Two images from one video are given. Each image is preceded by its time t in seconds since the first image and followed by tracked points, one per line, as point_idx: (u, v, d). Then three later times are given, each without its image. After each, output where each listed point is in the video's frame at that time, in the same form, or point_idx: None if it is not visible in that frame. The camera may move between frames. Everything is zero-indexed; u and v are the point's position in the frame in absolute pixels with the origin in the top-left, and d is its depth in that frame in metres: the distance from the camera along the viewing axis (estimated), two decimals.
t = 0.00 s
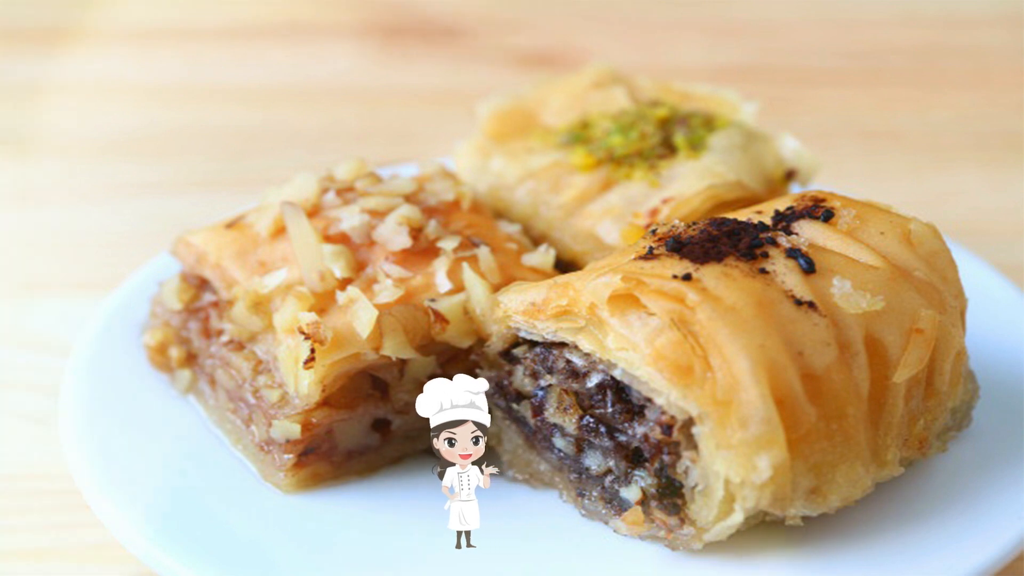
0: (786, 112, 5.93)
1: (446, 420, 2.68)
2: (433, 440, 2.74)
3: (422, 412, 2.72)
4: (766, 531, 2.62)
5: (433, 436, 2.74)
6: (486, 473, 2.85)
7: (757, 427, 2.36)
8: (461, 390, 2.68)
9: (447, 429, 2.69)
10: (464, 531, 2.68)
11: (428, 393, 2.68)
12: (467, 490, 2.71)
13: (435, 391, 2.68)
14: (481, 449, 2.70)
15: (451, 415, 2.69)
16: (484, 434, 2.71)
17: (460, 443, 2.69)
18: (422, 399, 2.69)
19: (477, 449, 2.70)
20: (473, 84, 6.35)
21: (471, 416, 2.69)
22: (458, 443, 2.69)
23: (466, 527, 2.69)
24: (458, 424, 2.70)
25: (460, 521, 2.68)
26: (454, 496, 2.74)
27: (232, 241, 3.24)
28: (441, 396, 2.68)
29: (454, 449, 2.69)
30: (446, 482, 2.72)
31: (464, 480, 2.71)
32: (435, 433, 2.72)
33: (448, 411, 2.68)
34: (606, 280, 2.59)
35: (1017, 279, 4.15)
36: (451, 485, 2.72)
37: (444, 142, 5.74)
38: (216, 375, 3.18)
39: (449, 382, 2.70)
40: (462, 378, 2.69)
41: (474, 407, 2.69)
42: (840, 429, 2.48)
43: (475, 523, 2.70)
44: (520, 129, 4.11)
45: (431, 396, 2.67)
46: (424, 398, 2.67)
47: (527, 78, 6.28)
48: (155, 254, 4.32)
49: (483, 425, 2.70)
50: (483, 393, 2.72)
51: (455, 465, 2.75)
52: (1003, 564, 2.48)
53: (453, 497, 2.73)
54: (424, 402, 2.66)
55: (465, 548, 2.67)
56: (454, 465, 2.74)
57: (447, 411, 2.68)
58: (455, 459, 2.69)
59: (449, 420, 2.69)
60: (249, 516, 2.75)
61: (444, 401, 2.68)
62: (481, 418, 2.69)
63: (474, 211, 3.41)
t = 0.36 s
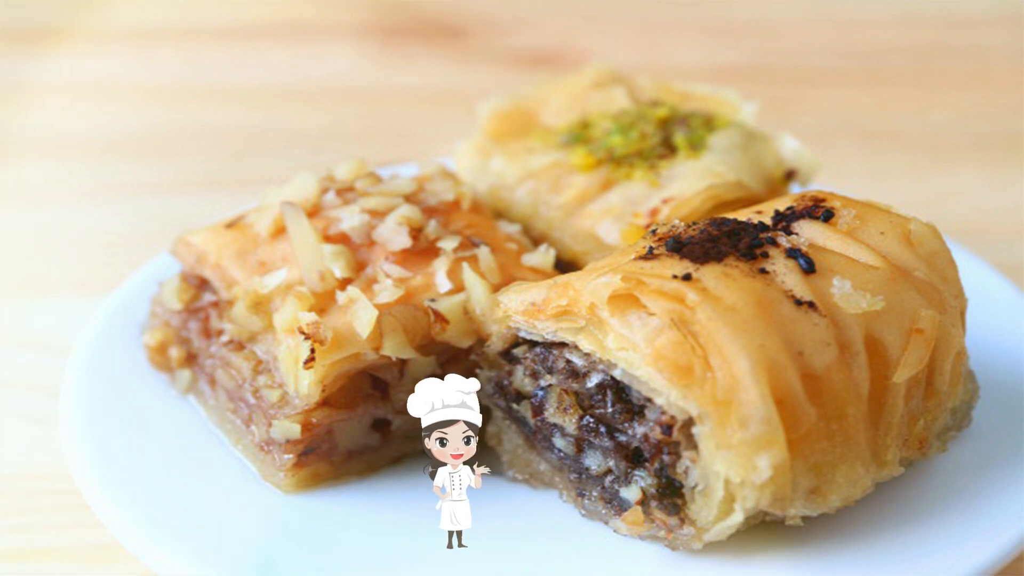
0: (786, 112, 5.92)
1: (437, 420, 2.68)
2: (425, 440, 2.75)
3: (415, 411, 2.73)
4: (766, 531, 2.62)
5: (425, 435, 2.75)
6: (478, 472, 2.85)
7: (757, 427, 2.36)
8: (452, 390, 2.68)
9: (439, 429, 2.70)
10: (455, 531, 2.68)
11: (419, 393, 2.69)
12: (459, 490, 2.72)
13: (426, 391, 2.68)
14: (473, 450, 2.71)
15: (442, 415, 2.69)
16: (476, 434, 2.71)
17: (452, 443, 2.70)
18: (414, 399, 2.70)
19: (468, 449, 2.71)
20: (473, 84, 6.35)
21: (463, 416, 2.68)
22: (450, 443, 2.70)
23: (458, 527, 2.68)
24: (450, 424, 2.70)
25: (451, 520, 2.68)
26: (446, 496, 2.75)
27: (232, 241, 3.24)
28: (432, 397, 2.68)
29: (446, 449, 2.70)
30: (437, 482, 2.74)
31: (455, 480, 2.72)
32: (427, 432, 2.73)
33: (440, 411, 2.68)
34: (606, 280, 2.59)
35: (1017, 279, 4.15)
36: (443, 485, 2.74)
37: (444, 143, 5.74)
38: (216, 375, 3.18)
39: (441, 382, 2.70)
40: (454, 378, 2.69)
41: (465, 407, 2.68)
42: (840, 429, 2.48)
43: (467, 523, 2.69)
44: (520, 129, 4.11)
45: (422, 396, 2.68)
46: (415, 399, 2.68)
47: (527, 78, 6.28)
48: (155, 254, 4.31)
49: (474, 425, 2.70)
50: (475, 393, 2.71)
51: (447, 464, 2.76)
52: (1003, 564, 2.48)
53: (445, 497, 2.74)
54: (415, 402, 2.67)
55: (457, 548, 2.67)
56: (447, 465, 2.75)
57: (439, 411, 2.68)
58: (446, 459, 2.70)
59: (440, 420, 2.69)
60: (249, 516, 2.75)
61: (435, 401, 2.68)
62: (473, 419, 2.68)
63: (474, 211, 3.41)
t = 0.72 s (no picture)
0: (786, 113, 5.93)
1: (428, 420, 2.69)
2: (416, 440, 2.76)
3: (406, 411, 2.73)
4: (766, 531, 2.62)
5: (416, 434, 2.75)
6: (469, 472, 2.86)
7: (757, 426, 2.36)
8: (444, 390, 2.69)
9: (430, 429, 2.70)
10: (447, 531, 2.69)
11: (411, 393, 2.69)
12: (450, 490, 2.74)
13: (418, 391, 2.68)
14: (464, 449, 2.71)
15: (433, 415, 2.70)
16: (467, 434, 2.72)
17: (443, 443, 2.70)
18: (405, 399, 2.70)
19: (459, 449, 2.71)
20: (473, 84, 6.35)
21: (454, 416, 2.70)
22: (441, 443, 2.71)
23: (449, 527, 2.70)
24: (441, 424, 2.71)
25: (443, 520, 2.70)
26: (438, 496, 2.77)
27: (232, 241, 3.24)
28: (423, 396, 2.69)
29: (437, 449, 2.70)
30: (428, 482, 2.75)
31: (446, 480, 2.74)
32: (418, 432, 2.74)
33: (431, 411, 2.69)
34: (606, 280, 2.59)
35: (1017, 279, 4.15)
36: (434, 485, 2.75)
37: (444, 143, 5.73)
38: (216, 375, 3.18)
39: (432, 382, 2.71)
40: (445, 378, 2.70)
41: (457, 407, 2.70)
42: (840, 429, 2.48)
43: (458, 523, 2.71)
44: (521, 129, 4.11)
45: (414, 396, 2.68)
46: (407, 398, 2.68)
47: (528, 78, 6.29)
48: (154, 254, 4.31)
49: (466, 425, 2.71)
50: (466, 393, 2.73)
51: (438, 464, 2.77)
52: (1003, 564, 2.48)
53: (436, 497, 2.75)
54: (407, 401, 2.67)
55: (448, 548, 2.67)
56: (437, 465, 2.77)
57: (430, 411, 2.69)
58: (437, 459, 2.71)
59: (432, 419, 2.69)
60: (249, 516, 2.75)
61: (427, 401, 2.69)
62: (464, 418, 2.69)
63: (474, 211, 3.41)
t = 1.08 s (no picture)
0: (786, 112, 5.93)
1: (421, 419, 2.68)
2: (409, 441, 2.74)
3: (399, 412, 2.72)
4: (766, 531, 2.62)
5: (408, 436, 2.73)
6: (461, 472, 2.83)
7: (757, 426, 2.36)
8: (436, 390, 2.69)
9: (422, 429, 2.68)
10: (439, 531, 2.68)
11: (403, 393, 2.70)
12: (443, 490, 2.72)
13: (410, 391, 2.69)
14: (457, 449, 2.69)
15: (426, 415, 2.68)
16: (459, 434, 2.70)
17: (436, 442, 2.68)
18: (398, 399, 2.70)
19: (452, 449, 2.69)
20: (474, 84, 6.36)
21: (447, 416, 2.69)
22: (433, 443, 2.68)
23: (442, 527, 2.69)
24: (433, 424, 2.69)
25: (435, 520, 2.68)
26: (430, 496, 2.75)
27: (232, 241, 3.24)
28: (415, 396, 2.68)
29: (429, 448, 2.68)
30: (421, 482, 2.73)
31: (439, 480, 2.72)
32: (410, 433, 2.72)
33: (423, 411, 2.68)
34: (606, 280, 2.59)
35: (1017, 279, 4.15)
36: (426, 485, 2.73)
37: (445, 142, 5.74)
38: (216, 375, 3.19)
39: (424, 383, 2.71)
40: (437, 378, 2.70)
41: (449, 407, 2.69)
42: (840, 429, 2.48)
43: (450, 523, 2.70)
44: (521, 129, 4.11)
45: (406, 396, 2.68)
46: (399, 398, 2.69)
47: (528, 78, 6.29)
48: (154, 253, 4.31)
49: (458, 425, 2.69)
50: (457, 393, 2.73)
51: (431, 465, 2.75)
52: (1003, 564, 2.48)
53: (428, 496, 2.73)
54: (399, 401, 2.67)
55: (440, 548, 2.67)
56: (430, 465, 2.75)
57: (422, 411, 2.68)
58: (430, 459, 2.68)
59: (424, 419, 2.68)
60: (249, 517, 2.75)
61: (419, 400, 2.69)
62: (456, 418, 2.68)
63: (474, 211, 3.41)
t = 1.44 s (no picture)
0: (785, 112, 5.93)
1: (412, 419, 2.68)
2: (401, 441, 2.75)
3: (391, 412, 2.73)
4: (766, 531, 2.62)
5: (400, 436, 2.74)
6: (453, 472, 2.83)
7: (757, 426, 2.36)
8: (427, 390, 2.69)
9: (413, 429, 2.69)
10: (431, 531, 2.68)
11: (395, 393, 2.70)
12: (435, 489, 2.73)
13: (401, 391, 2.69)
14: (448, 449, 2.70)
15: (417, 415, 2.69)
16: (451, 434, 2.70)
17: (427, 442, 2.69)
18: (389, 399, 2.71)
19: (444, 449, 2.70)
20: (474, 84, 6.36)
21: (438, 416, 2.69)
22: (425, 443, 2.69)
23: (433, 527, 2.68)
24: (425, 424, 2.70)
25: (426, 520, 2.68)
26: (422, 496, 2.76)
27: (232, 241, 3.24)
28: (407, 396, 2.69)
29: (421, 448, 2.68)
30: (412, 482, 2.74)
31: (430, 479, 2.73)
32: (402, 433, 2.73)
33: (415, 411, 2.68)
34: (606, 280, 2.59)
35: (1016, 279, 4.15)
36: (418, 485, 2.74)
37: (445, 142, 5.74)
38: (216, 376, 3.19)
39: (416, 382, 2.71)
40: (429, 378, 2.70)
41: (441, 407, 2.69)
42: (840, 429, 2.48)
43: (442, 523, 2.69)
44: (521, 130, 4.11)
45: (397, 396, 2.69)
46: (390, 398, 2.69)
47: (528, 78, 6.29)
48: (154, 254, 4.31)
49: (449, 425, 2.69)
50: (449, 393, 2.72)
51: (423, 465, 2.77)
52: (1003, 564, 2.48)
53: (420, 496, 2.74)
54: (390, 401, 2.68)
55: (432, 548, 2.66)
56: (422, 465, 2.76)
57: (413, 411, 2.69)
58: (421, 459, 2.69)
59: (415, 419, 2.68)
60: (249, 516, 2.75)
61: (411, 400, 2.69)
62: (448, 418, 2.68)
63: (474, 211, 3.41)
